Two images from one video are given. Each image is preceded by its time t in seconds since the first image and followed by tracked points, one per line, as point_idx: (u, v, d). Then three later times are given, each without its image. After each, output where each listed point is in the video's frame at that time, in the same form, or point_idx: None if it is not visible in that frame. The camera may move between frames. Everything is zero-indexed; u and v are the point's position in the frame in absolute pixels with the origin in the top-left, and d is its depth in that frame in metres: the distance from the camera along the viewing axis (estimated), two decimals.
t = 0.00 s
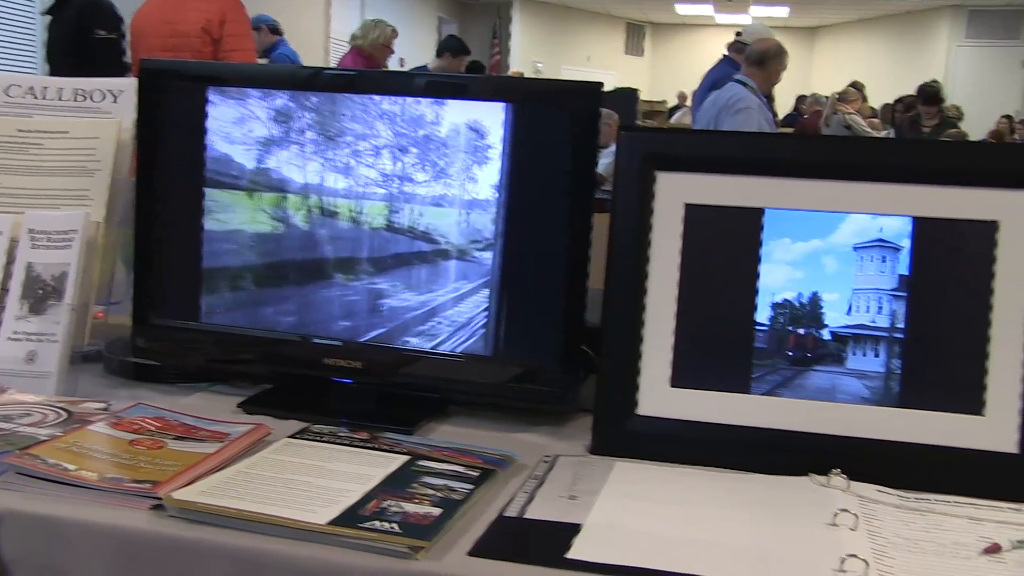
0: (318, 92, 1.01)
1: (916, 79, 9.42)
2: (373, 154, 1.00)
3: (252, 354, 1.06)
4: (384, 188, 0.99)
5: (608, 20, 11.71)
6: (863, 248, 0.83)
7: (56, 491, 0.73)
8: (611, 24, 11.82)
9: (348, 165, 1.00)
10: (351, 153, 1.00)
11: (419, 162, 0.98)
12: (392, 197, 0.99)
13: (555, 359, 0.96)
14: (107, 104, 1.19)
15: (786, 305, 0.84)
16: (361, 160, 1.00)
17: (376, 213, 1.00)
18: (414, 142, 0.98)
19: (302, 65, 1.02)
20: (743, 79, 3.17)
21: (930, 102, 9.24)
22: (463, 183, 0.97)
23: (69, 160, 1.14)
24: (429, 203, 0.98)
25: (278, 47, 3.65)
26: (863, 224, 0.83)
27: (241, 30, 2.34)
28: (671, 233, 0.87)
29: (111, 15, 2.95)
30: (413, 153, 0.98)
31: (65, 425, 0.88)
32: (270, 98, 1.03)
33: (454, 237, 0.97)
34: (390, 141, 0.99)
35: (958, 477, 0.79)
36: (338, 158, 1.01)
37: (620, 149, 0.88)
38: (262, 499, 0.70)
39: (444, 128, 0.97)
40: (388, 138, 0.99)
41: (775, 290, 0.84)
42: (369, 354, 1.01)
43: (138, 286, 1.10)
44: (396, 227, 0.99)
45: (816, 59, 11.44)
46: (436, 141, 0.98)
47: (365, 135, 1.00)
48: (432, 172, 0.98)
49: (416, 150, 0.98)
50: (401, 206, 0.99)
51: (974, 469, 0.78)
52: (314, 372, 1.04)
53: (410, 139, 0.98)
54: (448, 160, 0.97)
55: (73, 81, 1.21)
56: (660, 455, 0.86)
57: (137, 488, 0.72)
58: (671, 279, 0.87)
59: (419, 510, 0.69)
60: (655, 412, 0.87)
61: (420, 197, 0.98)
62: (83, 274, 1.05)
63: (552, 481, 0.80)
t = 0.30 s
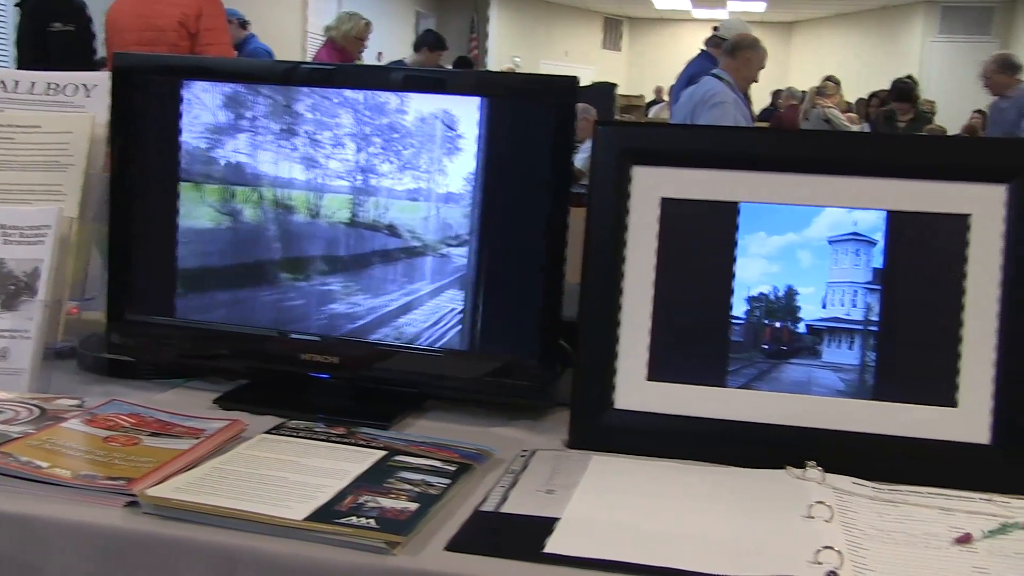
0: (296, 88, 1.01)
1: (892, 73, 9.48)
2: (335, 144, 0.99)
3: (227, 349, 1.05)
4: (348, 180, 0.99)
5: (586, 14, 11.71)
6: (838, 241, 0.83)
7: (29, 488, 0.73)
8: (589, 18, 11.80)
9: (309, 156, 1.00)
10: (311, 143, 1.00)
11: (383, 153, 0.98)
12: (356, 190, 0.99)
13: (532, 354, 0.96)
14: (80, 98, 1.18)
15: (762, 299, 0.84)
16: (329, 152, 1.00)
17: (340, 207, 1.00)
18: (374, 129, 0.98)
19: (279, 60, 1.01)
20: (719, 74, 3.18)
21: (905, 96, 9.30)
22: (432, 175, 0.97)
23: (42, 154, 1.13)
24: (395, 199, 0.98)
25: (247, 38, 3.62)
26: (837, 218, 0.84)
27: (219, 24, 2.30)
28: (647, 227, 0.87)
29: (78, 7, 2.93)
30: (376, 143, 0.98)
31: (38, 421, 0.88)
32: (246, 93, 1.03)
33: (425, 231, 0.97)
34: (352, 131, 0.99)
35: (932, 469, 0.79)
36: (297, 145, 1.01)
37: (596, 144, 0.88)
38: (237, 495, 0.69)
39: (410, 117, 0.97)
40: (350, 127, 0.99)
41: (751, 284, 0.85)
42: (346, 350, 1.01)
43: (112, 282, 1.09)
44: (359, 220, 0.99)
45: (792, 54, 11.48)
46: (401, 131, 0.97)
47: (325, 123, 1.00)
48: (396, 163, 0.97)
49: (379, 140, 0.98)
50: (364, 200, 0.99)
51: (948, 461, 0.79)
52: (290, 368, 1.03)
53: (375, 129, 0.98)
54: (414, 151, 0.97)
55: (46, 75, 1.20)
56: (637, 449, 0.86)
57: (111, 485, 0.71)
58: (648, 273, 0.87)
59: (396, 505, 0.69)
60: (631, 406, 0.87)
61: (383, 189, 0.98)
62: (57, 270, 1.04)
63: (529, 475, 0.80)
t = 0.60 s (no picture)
0: (271, 83, 1.00)
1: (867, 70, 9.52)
2: (297, 135, 1.00)
3: (203, 346, 1.05)
4: (311, 174, 0.99)
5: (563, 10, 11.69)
6: (812, 237, 0.84)
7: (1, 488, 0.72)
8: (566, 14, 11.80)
9: (265, 148, 1.01)
10: (269, 134, 1.01)
11: (347, 145, 0.98)
12: (318, 184, 0.99)
13: (508, 350, 0.96)
14: (52, 94, 1.17)
15: (737, 295, 0.85)
16: (288, 144, 1.00)
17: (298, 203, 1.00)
18: (336, 120, 0.99)
19: (253, 57, 1.00)
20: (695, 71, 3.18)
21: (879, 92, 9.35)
22: (403, 169, 0.97)
23: (13, 150, 1.12)
24: (367, 193, 0.98)
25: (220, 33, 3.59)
26: (811, 214, 0.84)
27: (193, 20, 2.30)
28: (622, 223, 0.88)
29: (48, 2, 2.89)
30: (340, 135, 0.98)
31: (11, 420, 0.87)
32: (221, 89, 1.02)
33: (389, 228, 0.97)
34: (314, 123, 0.99)
35: (905, 463, 0.80)
36: (254, 139, 1.01)
37: (571, 140, 0.88)
38: (213, 494, 0.69)
39: (376, 107, 0.97)
40: (310, 118, 0.99)
41: (726, 281, 0.85)
42: (322, 347, 1.01)
43: (85, 279, 1.08)
44: (320, 214, 0.99)
45: (767, 51, 11.52)
46: (366, 122, 0.98)
47: (289, 114, 1.00)
48: (362, 156, 0.98)
49: (343, 132, 0.98)
50: (327, 194, 0.99)
51: (921, 455, 0.80)
52: (266, 365, 1.03)
53: (340, 122, 0.98)
54: (380, 143, 0.97)
55: (17, 71, 1.19)
56: (613, 445, 0.87)
57: (84, 484, 0.71)
58: (623, 269, 0.87)
59: (372, 502, 0.69)
60: (607, 402, 0.87)
61: (348, 182, 0.98)
62: (29, 267, 1.03)
63: (505, 472, 0.80)
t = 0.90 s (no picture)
0: (248, 82, 1.00)
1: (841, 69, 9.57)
2: (257, 128, 1.00)
3: (178, 345, 1.04)
4: (269, 169, 0.99)
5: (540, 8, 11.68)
6: (787, 235, 0.84)
7: None
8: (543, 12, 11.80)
9: (219, 140, 1.01)
10: (227, 127, 1.00)
11: (312, 140, 0.98)
12: (278, 181, 0.99)
13: (484, 348, 0.96)
14: (24, 91, 1.16)
15: (712, 292, 0.85)
16: (243, 136, 1.00)
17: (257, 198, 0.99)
18: (296, 111, 0.99)
19: (229, 54, 1.00)
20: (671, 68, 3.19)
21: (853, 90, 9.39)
22: (373, 163, 0.96)
23: None
24: (341, 190, 0.97)
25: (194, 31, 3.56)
26: (786, 211, 0.84)
27: (169, 18, 2.30)
28: (598, 220, 0.88)
29: None
30: (302, 128, 0.99)
31: None
32: (196, 88, 1.01)
33: (355, 228, 0.97)
34: (273, 117, 0.99)
35: (877, 459, 0.81)
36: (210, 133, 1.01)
37: (546, 138, 0.88)
38: (187, 493, 0.69)
39: (340, 97, 0.98)
40: (270, 108, 1.00)
41: (701, 278, 0.85)
42: (298, 346, 1.00)
43: (58, 278, 1.07)
44: (282, 210, 0.99)
45: (743, 49, 11.56)
46: (330, 116, 0.98)
47: (248, 106, 1.00)
48: (325, 149, 0.98)
49: (307, 125, 0.98)
50: (288, 191, 0.99)
51: (894, 450, 0.80)
52: (241, 364, 1.02)
53: (305, 116, 0.99)
54: (346, 136, 0.97)
55: None
56: (588, 442, 0.87)
57: (57, 484, 0.70)
58: (598, 267, 0.87)
59: (348, 501, 0.69)
60: (583, 399, 0.87)
61: (308, 177, 0.98)
62: None
63: (481, 470, 0.80)
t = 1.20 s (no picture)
0: (226, 80, 1.00)
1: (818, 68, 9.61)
2: (216, 120, 1.00)
3: (156, 345, 1.03)
4: (229, 164, 0.99)
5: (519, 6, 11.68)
6: (764, 232, 0.84)
7: None
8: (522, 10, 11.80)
9: (174, 132, 1.01)
10: (189, 119, 1.00)
11: (276, 134, 0.98)
12: (239, 176, 0.99)
13: (462, 345, 0.96)
14: None
15: (690, 289, 0.85)
16: (199, 128, 1.00)
17: (214, 192, 1.00)
18: (256, 102, 0.99)
19: (208, 51, 0.99)
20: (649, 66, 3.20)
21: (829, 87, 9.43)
22: (345, 160, 0.96)
23: None
24: (318, 188, 0.97)
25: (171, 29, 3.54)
26: (763, 209, 0.85)
27: (149, 15, 2.27)
28: (576, 218, 0.88)
29: None
30: (263, 122, 0.99)
31: None
32: (173, 85, 1.01)
33: (320, 228, 0.97)
34: (232, 108, 0.99)
35: (854, 455, 0.81)
36: (171, 128, 1.01)
37: (523, 136, 0.88)
38: (164, 492, 0.68)
39: (305, 88, 0.98)
40: (234, 100, 0.99)
41: (679, 275, 0.85)
42: (275, 344, 1.00)
43: (32, 276, 1.06)
44: (244, 205, 0.99)
45: (721, 48, 11.59)
46: (297, 109, 0.98)
47: (212, 96, 1.00)
48: (290, 142, 0.98)
49: (270, 117, 0.98)
50: (250, 188, 0.99)
51: (871, 447, 0.81)
52: (218, 362, 1.02)
53: (272, 109, 0.99)
54: (312, 129, 0.97)
55: None
56: (567, 440, 0.87)
57: (33, 484, 0.70)
58: (577, 264, 0.88)
59: (326, 499, 0.69)
60: (562, 397, 0.87)
61: (269, 171, 0.98)
62: None
63: (460, 468, 0.80)
